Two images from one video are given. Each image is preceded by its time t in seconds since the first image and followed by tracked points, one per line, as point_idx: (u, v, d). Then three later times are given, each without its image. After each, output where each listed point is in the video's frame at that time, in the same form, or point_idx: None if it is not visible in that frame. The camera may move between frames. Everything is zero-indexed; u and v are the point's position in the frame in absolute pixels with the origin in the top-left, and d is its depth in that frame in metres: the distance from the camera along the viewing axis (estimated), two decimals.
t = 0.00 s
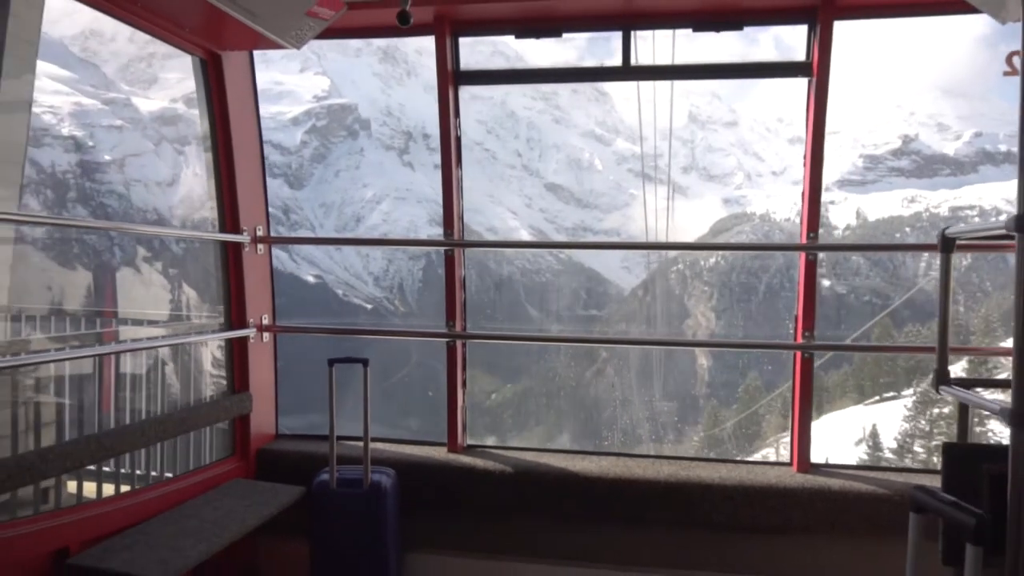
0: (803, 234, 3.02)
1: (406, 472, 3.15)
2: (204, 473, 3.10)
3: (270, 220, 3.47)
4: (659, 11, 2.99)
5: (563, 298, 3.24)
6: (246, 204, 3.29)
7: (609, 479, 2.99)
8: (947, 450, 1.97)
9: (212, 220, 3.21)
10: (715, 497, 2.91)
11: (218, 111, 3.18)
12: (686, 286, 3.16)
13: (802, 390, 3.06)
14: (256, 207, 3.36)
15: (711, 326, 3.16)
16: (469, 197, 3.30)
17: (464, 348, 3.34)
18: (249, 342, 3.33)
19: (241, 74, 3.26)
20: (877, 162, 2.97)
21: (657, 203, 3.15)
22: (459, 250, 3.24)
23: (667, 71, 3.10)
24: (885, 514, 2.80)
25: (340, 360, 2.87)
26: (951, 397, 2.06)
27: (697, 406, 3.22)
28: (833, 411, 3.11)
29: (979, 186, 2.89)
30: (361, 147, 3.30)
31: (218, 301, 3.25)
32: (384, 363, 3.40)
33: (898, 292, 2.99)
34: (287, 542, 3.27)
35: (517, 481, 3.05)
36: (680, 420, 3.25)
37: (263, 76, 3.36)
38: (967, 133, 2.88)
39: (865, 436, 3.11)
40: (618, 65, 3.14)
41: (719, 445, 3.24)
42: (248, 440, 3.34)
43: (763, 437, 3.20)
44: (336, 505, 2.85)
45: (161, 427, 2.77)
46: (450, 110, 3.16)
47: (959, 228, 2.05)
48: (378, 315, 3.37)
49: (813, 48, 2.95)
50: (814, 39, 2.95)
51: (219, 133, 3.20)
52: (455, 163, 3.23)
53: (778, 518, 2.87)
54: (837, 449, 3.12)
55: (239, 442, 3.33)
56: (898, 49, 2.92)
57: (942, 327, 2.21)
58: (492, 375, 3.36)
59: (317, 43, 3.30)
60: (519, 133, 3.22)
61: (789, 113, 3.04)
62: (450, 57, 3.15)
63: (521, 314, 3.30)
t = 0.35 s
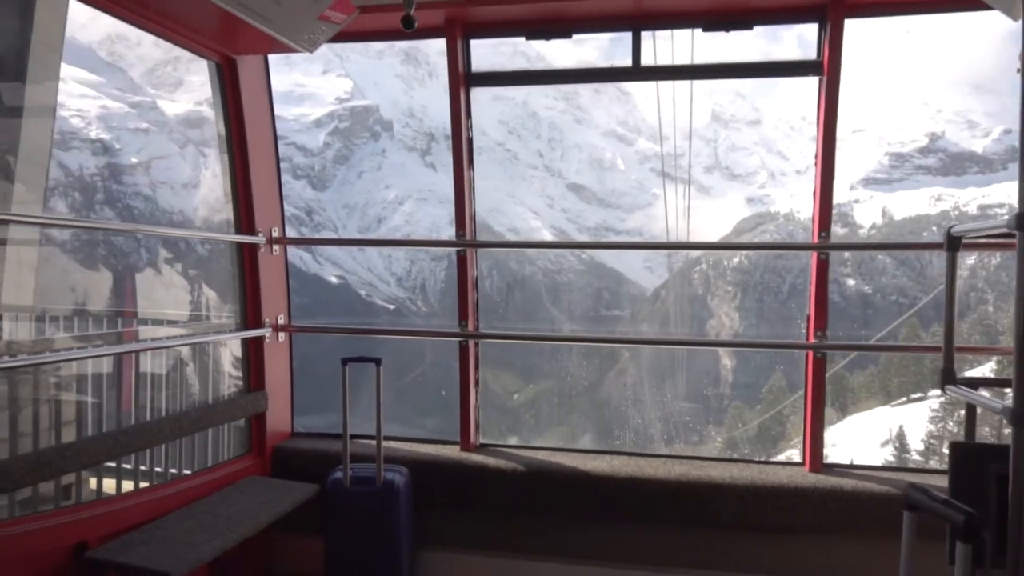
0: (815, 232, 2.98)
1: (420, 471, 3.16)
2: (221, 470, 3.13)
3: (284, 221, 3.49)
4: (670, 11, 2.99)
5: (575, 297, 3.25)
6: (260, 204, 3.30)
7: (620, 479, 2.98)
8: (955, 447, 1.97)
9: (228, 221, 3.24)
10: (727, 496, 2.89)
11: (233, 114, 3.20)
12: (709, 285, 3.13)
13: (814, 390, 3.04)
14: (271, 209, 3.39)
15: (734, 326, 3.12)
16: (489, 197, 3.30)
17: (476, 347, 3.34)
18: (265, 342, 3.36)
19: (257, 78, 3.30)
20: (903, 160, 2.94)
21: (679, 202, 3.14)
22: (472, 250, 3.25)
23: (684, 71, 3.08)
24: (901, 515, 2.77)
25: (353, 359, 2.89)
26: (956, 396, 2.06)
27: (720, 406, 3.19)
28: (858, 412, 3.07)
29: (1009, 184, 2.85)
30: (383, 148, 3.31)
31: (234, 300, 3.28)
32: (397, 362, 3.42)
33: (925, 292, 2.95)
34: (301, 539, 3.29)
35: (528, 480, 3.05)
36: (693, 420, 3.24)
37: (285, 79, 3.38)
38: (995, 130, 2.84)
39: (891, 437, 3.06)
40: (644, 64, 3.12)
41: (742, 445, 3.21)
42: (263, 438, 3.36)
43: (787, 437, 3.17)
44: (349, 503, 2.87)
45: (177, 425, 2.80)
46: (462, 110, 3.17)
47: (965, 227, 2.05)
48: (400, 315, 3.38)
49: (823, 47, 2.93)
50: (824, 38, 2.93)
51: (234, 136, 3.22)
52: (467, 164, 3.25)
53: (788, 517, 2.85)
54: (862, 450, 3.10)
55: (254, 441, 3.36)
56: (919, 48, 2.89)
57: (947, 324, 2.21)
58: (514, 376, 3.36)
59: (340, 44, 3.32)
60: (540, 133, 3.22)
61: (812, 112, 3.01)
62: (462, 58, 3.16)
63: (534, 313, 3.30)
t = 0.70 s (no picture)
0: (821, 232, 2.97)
1: (430, 470, 3.16)
2: (231, 469, 3.14)
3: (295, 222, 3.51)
4: (677, 11, 2.97)
5: (582, 298, 3.25)
6: (270, 206, 3.32)
7: (628, 479, 2.97)
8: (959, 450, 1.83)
9: (239, 223, 3.25)
10: (735, 496, 2.88)
11: (243, 116, 3.22)
12: (727, 285, 3.11)
13: (821, 390, 3.03)
14: (282, 210, 3.41)
15: (754, 325, 3.10)
16: (507, 198, 3.30)
17: (484, 347, 3.35)
18: (276, 343, 3.38)
19: (267, 81, 3.31)
20: (924, 158, 2.91)
21: (698, 202, 3.12)
22: (479, 251, 3.27)
23: (701, 71, 3.08)
24: (912, 514, 2.74)
25: (362, 359, 2.90)
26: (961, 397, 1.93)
27: (739, 407, 3.18)
28: (879, 412, 3.05)
29: None
30: (401, 149, 3.33)
31: (249, 297, 3.31)
32: (406, 362, 3.44)
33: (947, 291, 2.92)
34: (311, 537, 3.31)
35: (537, 480, 3.05)
36: (701, 420, 3.24)
37: (303, 79, 3.40)
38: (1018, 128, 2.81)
39: (912, 439, 3.03)
40: (657, 64, 3.11)
41: (762, 446, 3.19)
42: (275, 438, 3.38)
43: (807, 438, 3.14)
44: (357, 501, 2.89)
45: (188, 424, 2.82)
46: (468, 112, 3.19)
47: (969, 226, 1.93)
48: (417, 316, 3.39)
49: (830, 47, 2.92)
50: (831, 37, 2.92)
51: (244, 137, 3.23)
52: (475, 164, 3.25)
53: (796, 517, 2.83)
54: (882, 451, 3.07)
55: (265, 440, 3.37)
56: (936, 44, 2.86)
57: (948, 329, 2.11)
58: (532, 376, 3.37)
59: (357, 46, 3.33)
60: (557, 133, 3.21)
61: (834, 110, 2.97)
62: (468, 59, 3.17)
63: (543, 312, 3.30)
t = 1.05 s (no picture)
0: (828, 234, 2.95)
1: (437, 470, 3.17)
2: (240, 467, 3.16)
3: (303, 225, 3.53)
4: (683, 14, 2.97)
5: (588, 300, 3.26)
6: (279, 206, 3.33)
7: (634, 479, 2.96)
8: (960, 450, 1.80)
9: (247, 224, 3.27)
10: (740, 498, 2.87)
11: (252, 117, 3.23)
12: (744, 286, 3.09)
13: (827, 399, 3.01)
14: (291, 211, 3.43)
15: (771, 326, 3.09)
16: (525, 199, 3.30)
17: (491, 347, 3.36)
18: (284, 342, 3.40)
19: (275, 83, 3.33)
20: (944, 158, 2.88)
21: (715, 202, 3.11)
22: (485, 252, 3.27)
23: (718, 72, 3.05)
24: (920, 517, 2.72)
25: (368, 359, 2.93)
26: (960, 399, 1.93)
27: (756, 408, 3.16)
28: (897, 414, 3.02)
29: None
30: (418, 149, 3.33)
31: (256, 300, 3.33)
32: (413, 362, 3.45)
33: (969, 292, 2.88)
34: (319, 535, 3.33)
35: (543, 480, 3.06)
36: (707, 422, 3.23)
37: (321, 81, 3.42)
38: None
39: (932, 442, 3.00)
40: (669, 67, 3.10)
41: (779, 448, 3.17)
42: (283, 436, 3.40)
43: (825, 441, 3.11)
44: (364, 499, 2.90)
45: (196, 422, 2.84)
46: (476, 114, 3.18)
47: (969, 228, 1.92)
48: (434, 316, 3.40)
49: (836, 47, 2.90)
50: (837, 38, 2.90)
51: (253, 138, 3.25)
52: (482, 165, 3.25)
53: (802, 520, 2.81)
54: (901, 454, 3.04)
55: (274, 438, 3.39)
56: (939, 47, 2.84)
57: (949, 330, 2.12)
58: (548, 377, 3.36)
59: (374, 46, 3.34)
60: (573, 133, 3.22)
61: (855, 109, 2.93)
62: (474, 59, 3.16)
63: (549, 313, 3.32)
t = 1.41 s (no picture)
0: (838, 235, 2.93)
1: (447, 471, 3.18)
2: (253, 464, 3.18)
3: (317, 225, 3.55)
4: (694, 14, 2.96)
5: (597, 301, 3.27)
6: (293, 207, 3.36)
7: (641, 480, 2.95)
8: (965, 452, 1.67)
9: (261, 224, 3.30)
10: (748, 500, 2.84)
11: (265, 118, 3.25)
12: (767, 287, 3.07)
13: (836, 409, 3.00)
14: (304, 211, 3.45)
15: (795, 326, 3.06)
16: (547, 199, 3.29)
17: (500, 347, 3.37)
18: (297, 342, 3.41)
19: (289, 85, 3.35)
20: (972, 157, 2.84)
21: (737, 202, 3.09)
22: (495, 253, 3.28)
23: (741, 71, 3.03)
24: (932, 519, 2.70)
25: (379, 359, 2.95)
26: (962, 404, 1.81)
27: (779, 410, 3.14)
28: (923, 417, 2.98)
29: None
30: (440, 150, 3.34)
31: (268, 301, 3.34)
32: (423, 362, 3.47)
33: (997, 293, 2.84)
34: (331, 533, 3.34)
35: (551, 480, 3.05)
36: (717, 424, 3.22)
37: (343, 81, 3.42)
38: None
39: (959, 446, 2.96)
40: (689, 68, 3.08)
41: (800, 450, 3.14)
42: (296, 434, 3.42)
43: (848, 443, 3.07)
44: (374, 498, 2.91)
45: (208, 420, 2.86)
46: (485, 117, 3.20)
47: (971, 231, 1.79)
48: (456, 315, 3.40)
49: (846, 47, 2.88)
50: (846, 39, 2.88)
51: (266, 138, 3.27)
52: (492, 168, 3.26)
53: (811, 522, 2.79)
54: (926, 458, 2.99)
55: (287, 436, 3.42)
56: (954, 45, 2.81)
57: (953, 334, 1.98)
58: (569, 377, 3.36)
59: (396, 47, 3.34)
60: (595, 133, 3.21)
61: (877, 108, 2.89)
62: (484, 61, 3.17)
63: (558, 314, 3.32)
